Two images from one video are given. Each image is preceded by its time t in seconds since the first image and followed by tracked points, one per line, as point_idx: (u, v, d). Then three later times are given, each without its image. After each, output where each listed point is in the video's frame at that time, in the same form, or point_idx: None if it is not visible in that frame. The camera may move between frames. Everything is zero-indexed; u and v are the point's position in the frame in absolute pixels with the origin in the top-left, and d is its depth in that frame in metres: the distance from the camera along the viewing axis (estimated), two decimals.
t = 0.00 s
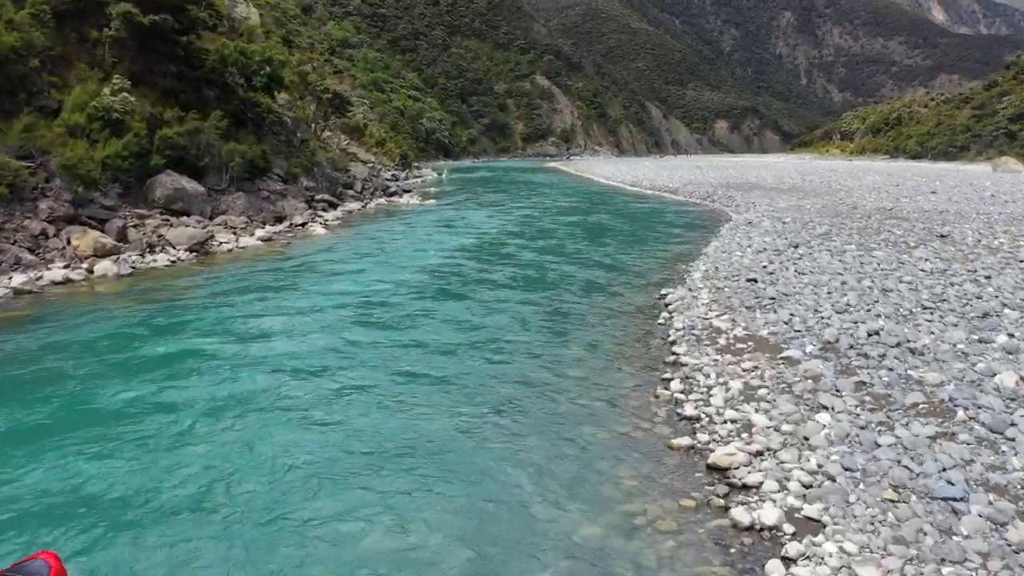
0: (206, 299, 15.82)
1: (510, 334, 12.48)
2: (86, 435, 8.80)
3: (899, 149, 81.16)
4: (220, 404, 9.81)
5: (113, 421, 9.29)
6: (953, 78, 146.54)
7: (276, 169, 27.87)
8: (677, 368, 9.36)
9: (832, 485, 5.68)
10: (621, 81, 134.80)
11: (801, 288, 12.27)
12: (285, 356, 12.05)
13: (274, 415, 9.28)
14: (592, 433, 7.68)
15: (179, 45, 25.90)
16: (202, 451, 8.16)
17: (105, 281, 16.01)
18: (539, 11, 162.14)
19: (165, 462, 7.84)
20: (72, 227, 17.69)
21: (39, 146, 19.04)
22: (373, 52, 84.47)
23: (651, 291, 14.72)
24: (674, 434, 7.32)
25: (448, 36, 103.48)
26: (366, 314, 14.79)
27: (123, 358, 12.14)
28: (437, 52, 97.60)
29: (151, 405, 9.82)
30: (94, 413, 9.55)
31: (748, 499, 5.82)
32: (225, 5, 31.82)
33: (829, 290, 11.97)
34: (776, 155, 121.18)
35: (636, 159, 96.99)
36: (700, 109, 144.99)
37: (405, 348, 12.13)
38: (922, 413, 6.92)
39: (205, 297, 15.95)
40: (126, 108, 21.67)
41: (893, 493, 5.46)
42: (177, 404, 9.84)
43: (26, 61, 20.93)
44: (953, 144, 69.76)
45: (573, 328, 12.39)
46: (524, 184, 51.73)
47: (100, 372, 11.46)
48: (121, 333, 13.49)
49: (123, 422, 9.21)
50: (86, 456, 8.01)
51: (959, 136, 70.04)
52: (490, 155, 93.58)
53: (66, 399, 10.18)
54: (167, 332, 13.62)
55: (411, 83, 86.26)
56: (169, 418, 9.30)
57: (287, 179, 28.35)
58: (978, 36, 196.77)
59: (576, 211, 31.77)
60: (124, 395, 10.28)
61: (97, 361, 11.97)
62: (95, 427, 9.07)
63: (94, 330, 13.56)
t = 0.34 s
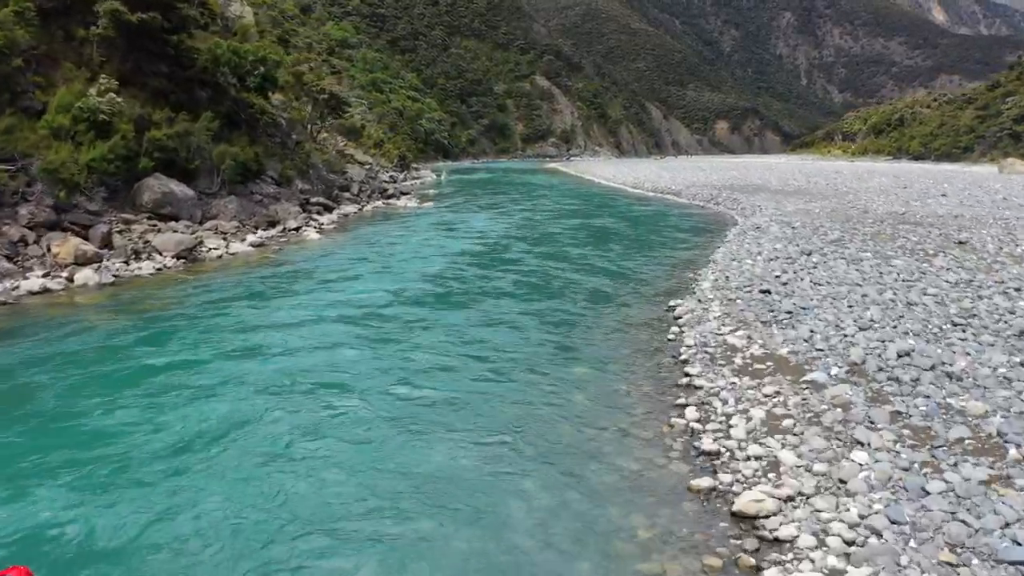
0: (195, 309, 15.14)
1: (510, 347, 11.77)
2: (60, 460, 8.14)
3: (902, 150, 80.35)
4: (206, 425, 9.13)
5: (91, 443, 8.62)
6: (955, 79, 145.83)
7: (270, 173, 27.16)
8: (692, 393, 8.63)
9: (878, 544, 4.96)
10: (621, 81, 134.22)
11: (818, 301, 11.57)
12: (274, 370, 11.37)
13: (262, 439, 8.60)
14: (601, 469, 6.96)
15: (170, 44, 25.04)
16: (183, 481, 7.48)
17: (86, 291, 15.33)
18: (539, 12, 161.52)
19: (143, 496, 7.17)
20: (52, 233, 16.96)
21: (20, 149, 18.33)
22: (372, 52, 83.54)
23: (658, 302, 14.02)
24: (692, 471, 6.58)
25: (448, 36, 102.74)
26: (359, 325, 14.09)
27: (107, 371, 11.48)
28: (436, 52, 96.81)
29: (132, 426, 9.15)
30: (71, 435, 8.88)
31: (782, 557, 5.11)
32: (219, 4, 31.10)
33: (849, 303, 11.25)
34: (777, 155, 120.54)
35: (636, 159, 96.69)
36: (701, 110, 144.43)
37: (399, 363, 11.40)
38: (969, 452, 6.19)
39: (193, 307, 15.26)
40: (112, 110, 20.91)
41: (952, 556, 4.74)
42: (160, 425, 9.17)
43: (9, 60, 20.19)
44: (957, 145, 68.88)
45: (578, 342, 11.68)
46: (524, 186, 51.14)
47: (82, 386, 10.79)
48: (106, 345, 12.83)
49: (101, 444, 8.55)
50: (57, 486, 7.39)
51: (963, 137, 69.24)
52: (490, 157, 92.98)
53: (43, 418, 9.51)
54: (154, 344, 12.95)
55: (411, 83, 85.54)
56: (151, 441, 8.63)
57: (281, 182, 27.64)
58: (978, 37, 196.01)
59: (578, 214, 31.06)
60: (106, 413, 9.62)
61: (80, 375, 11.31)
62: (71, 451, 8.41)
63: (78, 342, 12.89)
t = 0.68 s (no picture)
0: (184, 319, 14.41)
1: (511, 365, 10.98)
2: (29, 493, 7.41)
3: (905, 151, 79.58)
4: (190, 450, 8.39)
5: (63, 471, 7.88)
6: (957, 79, 145.09)
7: (262, 176, 26.39)
8: (711, 425, 7.84)
9: None
10: (622, 82, 133.53)
11: (840, 318, 10.79)
12: (264, 386, 10.62)
13: (250, 468, 7.90)
14: (614, 518, 6.18)
15: (158, 42, 23.92)
16: (162, 520, 6.77)
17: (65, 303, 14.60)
18: (539, 12, 160.64)
19: (111, 537, 6.49)
20: (30, 241, 16.18)
21: None
22: (371, 53, 82.73)
23: (667, 316, 13.25)
24: (719, 525, 5.79)
25: (447, 36, 101.91)
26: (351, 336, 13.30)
27: (87, 386, 10.79)
28: (436, 52, 95.92)
29: (111, 450, 8.41)
30: (44, 461, 8.16)
31: None
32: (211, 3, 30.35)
33: (875, 320, 10.46)
34: (779, 156, 119.80)
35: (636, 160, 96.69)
36: (701, 110, 143.77)
37: (392, 381, 10.61)
38: None
39: (181, 317, 14.53)
40: (97, 112, 19.99)
41: None
42: (140, 448, 8.43)
43: None
44: (961, 146, 68.05)
45: (583, 361, 10.90)
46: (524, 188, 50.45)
47: (61, 404, 10.06)
48: (89, 359, 12.10)
49: (76, 472, 7.82)
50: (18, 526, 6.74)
51: (967, 138, 68.46)
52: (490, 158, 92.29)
53: (16, 440, 8.81)
54: (139, 358, 12.22)
55: (410, 84, 84.74)
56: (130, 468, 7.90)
57: (274, 185, 26.86)
58: (979, 36, 195.26)
59: (579, 218, 30.30)
60: (84, 435, 8.90)
61: (59, 392, 10.58)
62: (42, 481, 7.68)
63: (59, 357, 12.15)
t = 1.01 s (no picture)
0: (170, 331, 13.69)
1: (513, 383, 10.24)
2: None
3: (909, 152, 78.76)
4: (173, 475, 7.70)
5: (32, 500, 7.19)
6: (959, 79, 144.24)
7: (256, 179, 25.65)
8: (734, 461, 7.09)
9: None
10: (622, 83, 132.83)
11: (867, 335, 10.05)
12: (254, 402, 9.92)
13: (236, 497, 7.21)
14: None
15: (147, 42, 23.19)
16: (137, 562, 6.08)
17: (44, 315, 13.91)
18: (539, 12, 159.89)
19: None
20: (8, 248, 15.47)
21: None
22: (371, 53, 82.05)
23: (678, 330, 12.51)
24: None
25: (447, 36, 101.21)
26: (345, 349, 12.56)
27: (64, 403, 10.09)
28: (436, 53, 95.21)
29: (86, 475, 7.71)
30: (14, 488, 7.47)
31: None
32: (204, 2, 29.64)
33: (905, 338, 9.72)
34: (780, 157, 118.97)
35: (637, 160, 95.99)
36: (703, 111, 143.14)
37: (385, 401, 9.87)
38: None
39: (168, 329, 13.81)
40: (82, 113, 19.31)
41: None
42: (118, 473, 7.73)
43: None
44: (966, 147, 67.19)
45: (590, 380, 10.16)
46: (525, 189, 49.71)
47: (36, 422, 9.35)
48: (69, 374, 11.39)
49: (46, 502, 7.12)
50: None
51: (971, 139, 67.63)
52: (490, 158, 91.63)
53: None
54: (124, 372, 11.51)
55: (410, 84, 84.07)
56: (106, 497, 7.20)
57: (269, 188, 26.13)
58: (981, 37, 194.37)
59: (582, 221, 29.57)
60: (58, 458, 8.20)
61: (35, 409, 9.87)
62: (9, 511, 6.99)
63: (36, 371, 11.46)
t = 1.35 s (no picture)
0: (153, 343, 12.94)
1: (515, 405, 9.48)
2: None
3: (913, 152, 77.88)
4: (146, 505, 6.97)
5: None
6: (962, 79, 143.35)
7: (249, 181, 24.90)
8: (763, 506, 6.32)
9: None
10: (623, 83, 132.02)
11: (899, 354, 9.28)
12: (239, 422, 9.18)
13: (214, 531, 6.48)
14: None
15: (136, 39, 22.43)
16: None
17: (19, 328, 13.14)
18: (540, 11, 158.98)
19: None
20: None
21: None
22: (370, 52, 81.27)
23: (691, 345, 11.74)
24: None
25: (448, 36, 100.43)
26: (336, 365, 11.80)
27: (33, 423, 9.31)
28: (436, 53, 94.37)
29: (51, 505, 6.97)
30: None
31: None
32: None
33: (941, 359, 8.96)
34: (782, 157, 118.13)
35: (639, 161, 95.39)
36: (704, 111, 142.46)
37: (377, 425, 9.11)
38: None
39: (150, 341, 13.06)
40: (65, 113, 18.56)
41: None
42: (86, 503, 6.99)
43: None
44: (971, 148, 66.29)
45: (600, 403, 9.39)
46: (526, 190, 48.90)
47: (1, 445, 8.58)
48: (42, 390, 10.62)
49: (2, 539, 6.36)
50: None
51: (977, 139, 66.74)
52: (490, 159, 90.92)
53: None
54: (101, 387, 10.75)
55: (410, 84, 83.31)
56: (71, 532, 6.47)
57: (263, 191, 25.38)
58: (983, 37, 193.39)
59: (585, 224, 28.82)
60: (21, 485, 7.43)
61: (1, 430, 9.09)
62: None
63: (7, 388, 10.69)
